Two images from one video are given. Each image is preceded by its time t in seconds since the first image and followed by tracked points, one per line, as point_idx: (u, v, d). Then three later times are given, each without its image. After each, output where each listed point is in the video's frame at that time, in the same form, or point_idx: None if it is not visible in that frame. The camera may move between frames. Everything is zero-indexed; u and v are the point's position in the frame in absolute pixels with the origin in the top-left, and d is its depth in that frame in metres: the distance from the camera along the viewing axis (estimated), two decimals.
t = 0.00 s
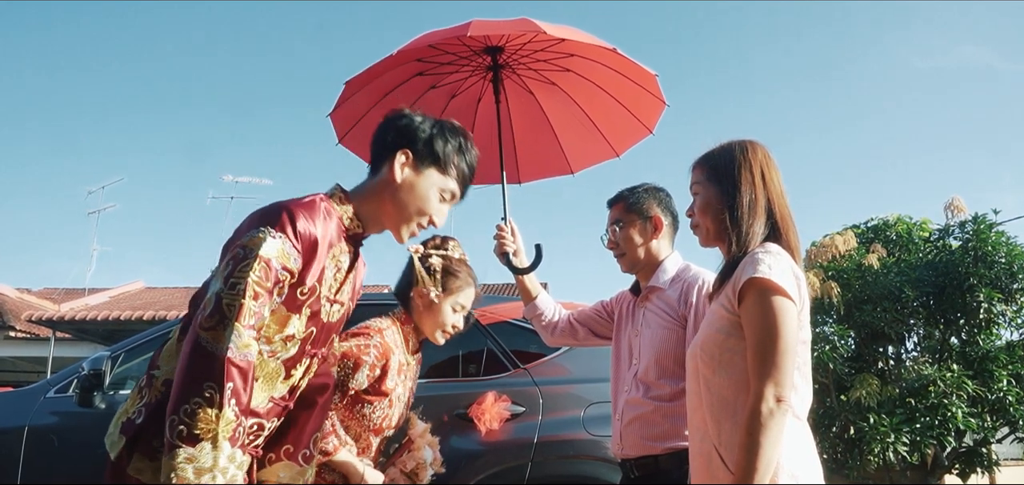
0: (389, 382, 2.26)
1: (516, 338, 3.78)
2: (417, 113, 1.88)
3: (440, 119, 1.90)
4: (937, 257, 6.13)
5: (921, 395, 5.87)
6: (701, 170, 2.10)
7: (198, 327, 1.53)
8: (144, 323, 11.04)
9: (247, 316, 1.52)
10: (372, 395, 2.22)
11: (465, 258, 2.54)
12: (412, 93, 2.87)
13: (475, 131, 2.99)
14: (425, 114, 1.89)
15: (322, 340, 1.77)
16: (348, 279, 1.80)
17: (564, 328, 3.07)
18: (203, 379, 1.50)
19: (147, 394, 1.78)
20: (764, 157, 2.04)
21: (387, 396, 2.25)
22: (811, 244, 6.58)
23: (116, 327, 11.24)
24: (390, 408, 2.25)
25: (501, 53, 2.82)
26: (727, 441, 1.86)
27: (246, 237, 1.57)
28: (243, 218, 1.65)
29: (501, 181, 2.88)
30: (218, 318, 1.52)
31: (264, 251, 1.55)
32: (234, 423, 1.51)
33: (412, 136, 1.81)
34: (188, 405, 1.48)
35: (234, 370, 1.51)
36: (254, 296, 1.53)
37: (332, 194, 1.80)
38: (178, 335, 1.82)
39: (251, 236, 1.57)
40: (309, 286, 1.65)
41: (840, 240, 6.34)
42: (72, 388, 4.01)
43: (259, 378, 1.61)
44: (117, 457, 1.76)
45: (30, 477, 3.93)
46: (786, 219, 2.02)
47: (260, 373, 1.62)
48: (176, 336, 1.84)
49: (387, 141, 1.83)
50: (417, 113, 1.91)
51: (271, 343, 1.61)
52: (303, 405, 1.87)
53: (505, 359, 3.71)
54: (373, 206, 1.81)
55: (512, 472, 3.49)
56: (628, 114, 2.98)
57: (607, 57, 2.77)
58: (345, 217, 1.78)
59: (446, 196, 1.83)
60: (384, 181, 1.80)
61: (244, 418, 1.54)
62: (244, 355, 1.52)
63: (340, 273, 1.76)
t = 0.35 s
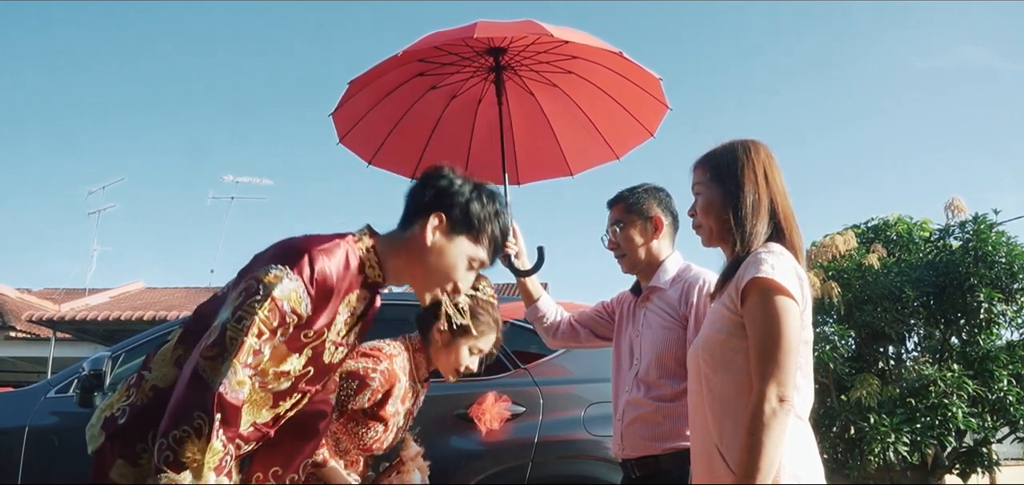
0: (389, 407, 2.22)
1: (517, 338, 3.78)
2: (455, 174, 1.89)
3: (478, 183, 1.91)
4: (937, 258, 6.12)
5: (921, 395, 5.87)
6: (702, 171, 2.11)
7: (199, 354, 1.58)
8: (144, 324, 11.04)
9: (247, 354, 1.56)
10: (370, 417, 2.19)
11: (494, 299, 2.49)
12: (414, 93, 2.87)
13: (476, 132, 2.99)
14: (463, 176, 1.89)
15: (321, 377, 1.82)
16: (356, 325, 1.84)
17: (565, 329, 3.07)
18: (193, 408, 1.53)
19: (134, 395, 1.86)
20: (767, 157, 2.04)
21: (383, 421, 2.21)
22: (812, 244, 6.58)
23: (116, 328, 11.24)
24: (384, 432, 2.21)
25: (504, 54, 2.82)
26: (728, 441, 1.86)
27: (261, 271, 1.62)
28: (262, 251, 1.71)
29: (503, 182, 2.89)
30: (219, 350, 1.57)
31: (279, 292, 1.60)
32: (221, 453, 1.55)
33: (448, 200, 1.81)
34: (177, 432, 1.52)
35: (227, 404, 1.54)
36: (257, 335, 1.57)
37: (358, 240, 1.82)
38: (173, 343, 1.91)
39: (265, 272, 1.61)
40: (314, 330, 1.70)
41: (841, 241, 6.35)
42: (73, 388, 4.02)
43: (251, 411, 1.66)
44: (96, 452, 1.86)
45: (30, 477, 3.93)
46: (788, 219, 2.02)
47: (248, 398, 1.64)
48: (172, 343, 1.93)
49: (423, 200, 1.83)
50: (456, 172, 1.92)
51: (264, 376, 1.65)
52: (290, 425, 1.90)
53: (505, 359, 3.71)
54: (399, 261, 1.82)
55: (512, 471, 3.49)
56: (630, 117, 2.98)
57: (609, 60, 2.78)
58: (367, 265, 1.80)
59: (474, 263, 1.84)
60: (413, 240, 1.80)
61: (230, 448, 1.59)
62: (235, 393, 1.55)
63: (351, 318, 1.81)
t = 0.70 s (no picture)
0: (388, 425, 2.13)
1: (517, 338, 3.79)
2: (483, 256, 1.89)
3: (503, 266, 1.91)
4: (938, 257, 6.13)
5: (922, 395, 5.86)
6: (704, 171, 2.11)
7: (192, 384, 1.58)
8: (145, 324, 11.04)
9: (237, 400, 1.56)
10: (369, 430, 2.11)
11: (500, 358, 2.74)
12: (415, 93, 2.87)
13: (477, 132, 2.99)
14: (489, 258, 1.90)
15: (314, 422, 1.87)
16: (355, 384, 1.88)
17: (568, 330, 3.06)
18: (177, 436, 1.55)
19: (126, 396, 1.88)
20: (769, 156, 2.03)
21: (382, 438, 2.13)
22: (813, 243, 6.58)
23: (117, 327, 11.24)
24: (381, 449, 2.14)
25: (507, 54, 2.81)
26: (732, 440, 1.86)
27: (270, 319, 1.63)
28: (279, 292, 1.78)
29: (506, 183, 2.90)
30: (212, 387, 1.56)
31: (285, 346, 1.62)
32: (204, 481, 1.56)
33: (472, 287, 1.82)
34: (160, 458, 1.54)
35: (208, 444, 1.54)
36: (252, 383, 1.57)
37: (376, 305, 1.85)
38: (174, 350, 1.92)
39: (275, 321, 1.63)
40: (314, 386, 1.75)
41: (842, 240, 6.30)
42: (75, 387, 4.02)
43: (237, 438, 1.75)
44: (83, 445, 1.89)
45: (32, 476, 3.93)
46: (792, 217, 2.02)
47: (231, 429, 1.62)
48: (172, 349, 1.94)
49: (447, 281, 1.84)
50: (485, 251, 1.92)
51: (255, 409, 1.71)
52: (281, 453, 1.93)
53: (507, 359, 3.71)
54: (415, 339, 1.85)
55: (512, 471, 3.49)
56: (632, 118, 2.98)
57: (612, 61, 2.77)
58: (380, 331, 1.85)
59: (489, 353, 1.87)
60: (430, 319, 1.82)
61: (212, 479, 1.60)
62: (217, 435, 1.55)
63: (354, 378, 1.85)
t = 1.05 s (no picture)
0: (391, 425, 2.10)
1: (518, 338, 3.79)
2: (488, 308, 1.97)
3: (509, 319, 2.00)
4: (938, 257, 6.13)
5: (923, 395, 5.86)
6: (703, 172, 2.11)
7: (184, 398, 1.60)
8: (145, 324, 11.04)
9: (225, 422, 1.59)
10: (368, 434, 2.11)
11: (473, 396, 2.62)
12: (416, 93, 2.87)
13: (477, 131, 2.99)
14: (496, 312, 1.98)
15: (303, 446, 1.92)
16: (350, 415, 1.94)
17: (568, 331, 3.06)
18: (160, 445, 1.58)
19: (122, 396, 1.89)
20: (767, 155, 2.03)
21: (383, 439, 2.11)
22: (813, 243, 6.58)
23: (117, 328, 11.23)
24: (382, 449, 2.14)
25: (507, 53, 2.81)
26: (735, 440, 1.86)
27: (271, 347, 1.67)
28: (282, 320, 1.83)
29: (506, 184, 2.90)
30: (203, 403, 1.58)
31: (282, 379, 1.66)
32: None
33: (477, 339, 1.90)
34: (145, 465, 1.58)
35: (189, 460, 1.57)
36: (244, 409, 1.61)
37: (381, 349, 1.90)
38: (176, 354, 1.91)
39: (275, 351, 1.67)
40: (309, 418, 1.79)
41: (842, 240, 6.36)
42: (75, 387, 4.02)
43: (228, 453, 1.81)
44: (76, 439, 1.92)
45: (32, 477, 3.92)
46: (792, 216, 2.02)
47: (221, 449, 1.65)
48: (174, 352, 1.93)
49: (452, 332, 1.92)
50: (491, 303, 2.00)
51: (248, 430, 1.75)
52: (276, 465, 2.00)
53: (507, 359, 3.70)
54: (415, 386, 1.91)
55: (512, 471, 3.51)
56: (632, 116, 2.98)
57: (612, 60, 2.76)
58: (381, 373, 1.90)
59: (486, 402, 1.96)
60: (431, 368, 1.89)
61: None
62: (198, 453, 1.57)
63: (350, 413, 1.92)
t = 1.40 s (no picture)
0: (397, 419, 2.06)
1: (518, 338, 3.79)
2: (485, 322, 1.97)
3: (509, 333, 1.98)
4: (939, 257, 6.13)
5: (923, 395, 5.86)
6: (702, 173, 2.10)
7: (181, 406, 1.60)
8: (146, 324, 11.03)
9: (220, 432, 1.59)
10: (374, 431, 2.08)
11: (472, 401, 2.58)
12: (416, 93, 2.87)
13: (477, 131, 3.00)
14: (495, 327, 1.97)
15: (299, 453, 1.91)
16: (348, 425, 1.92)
17: (569, 331, 3.07)
18: (153, 449, 1.58)
19: (120, 396, 1.89)
20: (763, 154, 2.03)
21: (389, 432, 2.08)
22: (814, 243, 6.58)
23: (117, 328, 11.23)
24: (388, 442, 2.13)
25: (507, 53, 2.81)
26: (736, 440, 1.85)
27: (270, 358, 1.68)
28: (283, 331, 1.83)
29: (507, 184, 2.90)
30: (199, 411, 1.58)
31: (280, 391, 1.66)
32: None
33: (475, 354, 1.90)
34: (140, 469, 1.58)
35: (183, 467, 1.56)
36: (240, 419, 1.61)
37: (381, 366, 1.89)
38: (175, 357, 1.91)
39: (275, 363, 1.68)
40: (305, 429, 1.79)
41: (842, 240, 6.36)
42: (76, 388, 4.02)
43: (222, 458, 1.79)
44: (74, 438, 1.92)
45: (32, 477, 3.92)
46: (791, 216, 2.02)
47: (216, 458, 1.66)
48: (173, 354, 1.93)
49: (450, 348, 1.92)
50: (489, 317, 2.00)
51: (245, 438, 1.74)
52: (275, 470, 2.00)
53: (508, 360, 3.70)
54: (415, 403, 1.90)
55: (512, 472, 3.52)
56: (633, 115, 2.97)
57: (612, 60, 2.76)
58: (380, 389, 1.87)
59: (486, 417, 1.95)
60: (431, 384, 1.88)
61: None
62: (192, 460, 1.57)
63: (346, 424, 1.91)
